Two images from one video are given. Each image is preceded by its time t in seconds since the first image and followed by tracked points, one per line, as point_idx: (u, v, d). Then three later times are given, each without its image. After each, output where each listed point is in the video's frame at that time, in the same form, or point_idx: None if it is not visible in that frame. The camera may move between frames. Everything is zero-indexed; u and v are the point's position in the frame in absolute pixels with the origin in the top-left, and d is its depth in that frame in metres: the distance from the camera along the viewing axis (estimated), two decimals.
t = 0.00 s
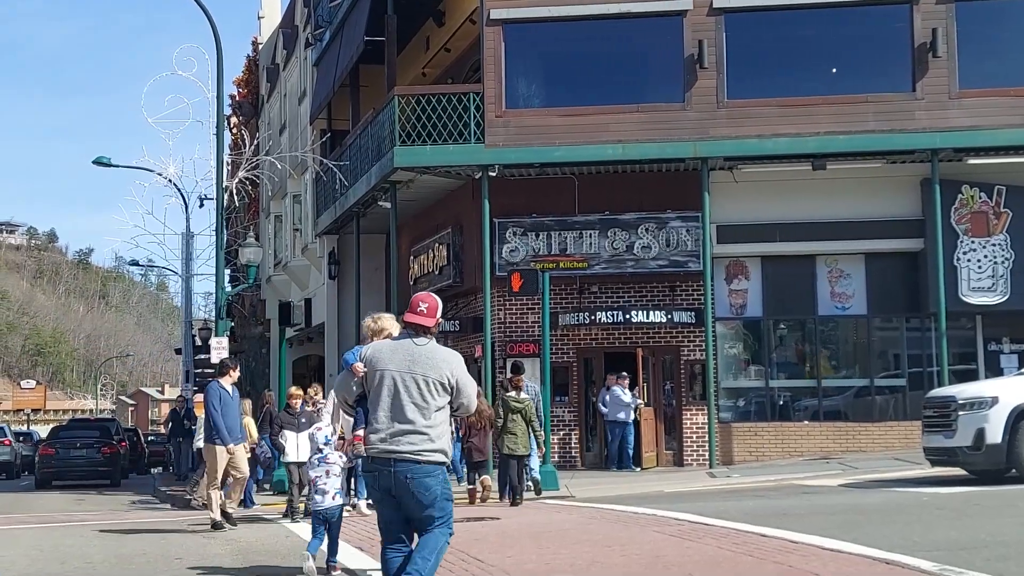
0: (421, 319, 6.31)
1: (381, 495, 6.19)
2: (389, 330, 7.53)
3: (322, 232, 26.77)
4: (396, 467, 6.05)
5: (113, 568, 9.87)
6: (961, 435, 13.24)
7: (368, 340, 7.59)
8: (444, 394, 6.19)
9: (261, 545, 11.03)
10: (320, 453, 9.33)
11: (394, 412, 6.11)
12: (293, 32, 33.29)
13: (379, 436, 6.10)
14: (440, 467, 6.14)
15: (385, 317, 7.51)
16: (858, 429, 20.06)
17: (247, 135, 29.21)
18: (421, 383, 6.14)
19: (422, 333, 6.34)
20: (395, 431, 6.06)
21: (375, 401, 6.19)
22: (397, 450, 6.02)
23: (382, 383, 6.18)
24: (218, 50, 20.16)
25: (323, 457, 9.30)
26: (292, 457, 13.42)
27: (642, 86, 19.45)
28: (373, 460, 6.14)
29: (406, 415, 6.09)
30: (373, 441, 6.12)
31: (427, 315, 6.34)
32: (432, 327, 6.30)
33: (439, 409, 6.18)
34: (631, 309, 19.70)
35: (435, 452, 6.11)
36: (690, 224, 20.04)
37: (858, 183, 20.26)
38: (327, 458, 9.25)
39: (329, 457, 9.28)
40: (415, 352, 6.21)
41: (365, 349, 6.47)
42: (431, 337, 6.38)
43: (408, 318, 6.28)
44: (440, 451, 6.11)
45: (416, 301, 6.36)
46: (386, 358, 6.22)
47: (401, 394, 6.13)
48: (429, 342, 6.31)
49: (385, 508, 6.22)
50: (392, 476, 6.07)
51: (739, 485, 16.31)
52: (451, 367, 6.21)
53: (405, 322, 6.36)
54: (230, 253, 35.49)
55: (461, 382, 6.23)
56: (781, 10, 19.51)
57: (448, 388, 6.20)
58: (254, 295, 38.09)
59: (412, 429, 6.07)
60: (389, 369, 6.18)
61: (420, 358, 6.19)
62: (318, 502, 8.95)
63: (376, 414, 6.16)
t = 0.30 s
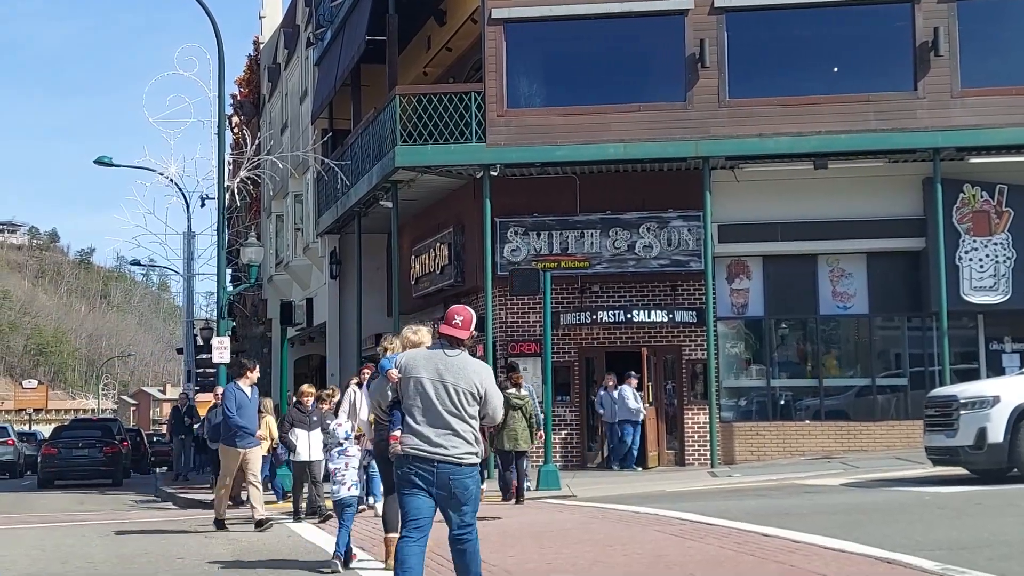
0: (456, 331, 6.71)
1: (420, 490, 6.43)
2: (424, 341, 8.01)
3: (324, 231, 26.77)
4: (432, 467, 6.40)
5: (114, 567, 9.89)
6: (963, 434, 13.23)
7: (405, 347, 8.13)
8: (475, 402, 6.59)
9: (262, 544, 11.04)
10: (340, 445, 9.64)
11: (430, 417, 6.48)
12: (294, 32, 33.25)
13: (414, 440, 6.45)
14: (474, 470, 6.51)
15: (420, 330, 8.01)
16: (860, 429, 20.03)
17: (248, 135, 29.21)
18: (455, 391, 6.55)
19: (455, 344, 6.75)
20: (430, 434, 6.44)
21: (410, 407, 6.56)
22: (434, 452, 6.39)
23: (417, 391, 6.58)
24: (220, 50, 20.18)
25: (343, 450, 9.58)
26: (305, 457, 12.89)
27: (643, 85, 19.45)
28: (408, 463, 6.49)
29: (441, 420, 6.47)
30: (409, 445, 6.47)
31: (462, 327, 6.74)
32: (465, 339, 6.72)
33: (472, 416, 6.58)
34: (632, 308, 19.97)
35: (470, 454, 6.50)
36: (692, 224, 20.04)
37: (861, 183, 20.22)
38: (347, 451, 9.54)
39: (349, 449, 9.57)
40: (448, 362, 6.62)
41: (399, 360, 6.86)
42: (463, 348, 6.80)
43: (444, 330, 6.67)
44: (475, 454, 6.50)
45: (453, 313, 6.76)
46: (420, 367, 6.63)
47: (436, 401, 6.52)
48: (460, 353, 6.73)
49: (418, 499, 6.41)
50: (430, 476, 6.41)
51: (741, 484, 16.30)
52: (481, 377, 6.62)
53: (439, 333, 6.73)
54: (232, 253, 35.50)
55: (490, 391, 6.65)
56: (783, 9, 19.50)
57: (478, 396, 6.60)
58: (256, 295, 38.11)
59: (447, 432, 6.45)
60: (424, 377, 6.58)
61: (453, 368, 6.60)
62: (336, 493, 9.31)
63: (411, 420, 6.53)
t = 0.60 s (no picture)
0: (494, 326, 6.95)
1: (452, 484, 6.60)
2: (452, 329, 8.41)
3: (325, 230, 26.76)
4: (467, 457, 6.60)
5: (117, 566, 9.90)
6: (965, 433, 13.22)
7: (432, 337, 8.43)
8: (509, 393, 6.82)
9: (265, 544, 11.05)
10: (361, 441, 9.70)
11: (468, 407, 6.68)
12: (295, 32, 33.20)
13: (453, 429, 6.64)
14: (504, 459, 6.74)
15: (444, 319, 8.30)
16: (861, 428, 20.02)
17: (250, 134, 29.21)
18: (490, 382, 6.76)
19: (490, 338, 6.97)
20: (467, 425, 6.63)
21: (447, 397, 6.75)
22: (472, 442, 6.58)
23: (455, 382, 6.77)
24: (222, 50, 20.19)
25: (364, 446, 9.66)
26: (316, 454, 12.92)
27: (645, 84, 19.44)
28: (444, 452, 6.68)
29: (479, 411, 6.67)
30: (445, 434, 6.66)
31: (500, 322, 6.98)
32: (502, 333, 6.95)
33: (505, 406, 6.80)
34: (634, 308, 19.78)
35: (501, 443, 6.70)
36: (693, 223, 20.03)
37: (863, 182, 20.20)
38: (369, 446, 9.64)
39: (370, 445, 9.66)
40: (485, 354, 6.83)
41: (434, 351, 7.05)
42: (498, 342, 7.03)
43: (482, 324, 6.91)
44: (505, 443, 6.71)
45: (490, 308, 6.97)
46: (457, 358, 6.82)
47: (473, 391, 6.72)
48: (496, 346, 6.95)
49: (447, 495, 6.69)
50: (465, 465, 6.61)
51: (743, 483, 16.29)
52: (515, 370, 6.86)
53: (478, 327, 6.96)
54: (233, 252, 35.51)
55: (521, 384, 6.89)
56: (785, 8, 19.50)
57: (511, 388, 6.83)
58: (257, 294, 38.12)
59: (484, 423, 6.65)
60: (462, 369, 6.77)
61: (490, 359, 6.82)
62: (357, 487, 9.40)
63: (448, 409, 6.72)
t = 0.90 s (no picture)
0: (510, 333, 7.23)
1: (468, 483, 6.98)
2: (463, 341, 8.46)
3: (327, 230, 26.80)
4: (484, 456, 6.94)
5: (118, 565, 9.95)
6: (966, 433, 13.24)
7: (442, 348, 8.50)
8: (526, 397, 7.13)
9: (266, 544, 11.09)
10: (380, 439, 10.18)
11: (486, 409, 7.02)
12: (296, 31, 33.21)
13: (471, 429, 7.00)
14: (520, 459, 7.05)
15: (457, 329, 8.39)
16: (862, 427, 20.02)
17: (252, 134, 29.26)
18: (508, 386, 7.09)
19: (509, 344, 7.28)
20: (484, 426, 6.97)
21: (468, 400, 7.11)
22: (488, 441, 6.92)
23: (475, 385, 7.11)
24: (223, 50, 20.24)
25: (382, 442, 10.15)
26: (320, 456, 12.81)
27: (646, 84, 19.46)
28: (463, 452, 7.06)
29: (496, 412, 6.99)
30: (463, 434, 7.03)
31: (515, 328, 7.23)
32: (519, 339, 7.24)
33: (522, 409, 7.11)
34: (635, 308, 19.78)
35: (516, 444, 7.01)
36: (694, 222, 20.06)
37: (865, 182, 20.20)
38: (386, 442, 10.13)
39: (388, 442, 10.15)
40: (504, 359, 7.16)
41: (456, 357, 7.40)
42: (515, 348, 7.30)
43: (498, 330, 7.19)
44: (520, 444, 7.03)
45: (506, 315, 7.23)
46: (478, 364, 7.17)
47: (492, 395, 7.05)
48: (515, 351, 7.26)
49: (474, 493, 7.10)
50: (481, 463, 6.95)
51: (744, 483, 16.32)
52: (532, 374, 7.17)
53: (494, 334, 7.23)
54: (234, 251, 35.57)
55: (538, 387, 7.19)
56: (786, 8, 19.51)
57: (528, 391, 7.14)
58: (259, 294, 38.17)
59: (500, 424, 6.97)
60: (481, 374, 7.11)
61: (508, 365, 7.14)
62: (371, 480, 9.71)
63: (468, 412, 7.07)
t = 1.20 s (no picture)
0: (524, 329, 7.58)
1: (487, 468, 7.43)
2: (482, 334, 9.17)
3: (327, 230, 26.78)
4: (504, 449, 7.37)
5: (118, 565, 9.95)
6: (966, 433, 13.23)
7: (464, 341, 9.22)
8: (539, 390, 7.51)
9: (266, 544, 11.09)
10: (389, 436, 10.34)
11: (502, 404, 7.42)
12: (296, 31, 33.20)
13: (489, 422, 7.40)
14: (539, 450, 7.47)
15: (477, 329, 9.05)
16: (863, 427, 20.02)
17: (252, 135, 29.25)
18: (522, 380, 7.48)
19: (523, 340, 7.65)
20: (501, 421, 7.39)
21: (483, 393, 7.50)
22: (506, 435, 7.34)
23: (489, 380, 7.51)
24: (223, 50, 20.24)
25: (393, 439, 10.31)
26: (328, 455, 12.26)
27: (647, 84, 19.45)
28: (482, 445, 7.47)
29: (512, 406, 7.41)
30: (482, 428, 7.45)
31: (530, 326, 7.59)
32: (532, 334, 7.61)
33: (536, 402, 7.50)
34: (635, 308, 19.72)
35: (533, 437, 7.42)
36: (694, 222, 20.05)
37: (865, 182, 20.19)
38: (396, 440, 10.30)
39: (399, 438, 10.33)
40: (517, 354, 7.55)
41: (471, 353, 7.81)
42: (530, 343, 7.70)
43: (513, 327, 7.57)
44: (536, 436, 7.43)
45: (521, 313, 7.61)
46: (491, 359, 7.57)
47: (507, 389, 7.45)
48: (528, 346, 7.64)
49: (490, 482, 7.40)
50: (500, 454, 7.37)
51: (745, 483, 16.31)
52: (545, 369, 7.53)
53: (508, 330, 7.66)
54: (234, 251, 35.57)
55: (551, 380, 7.56)
56: (786, 8, 19.51)
57: (541, 385, 7.52)
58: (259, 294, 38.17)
59: (518, 418, 7.40)
60: (495, 369, 7.51)
61: (521, 359, 7.54)
62: (383, 477, 10.03)
63: (484, 406, 7.47)
